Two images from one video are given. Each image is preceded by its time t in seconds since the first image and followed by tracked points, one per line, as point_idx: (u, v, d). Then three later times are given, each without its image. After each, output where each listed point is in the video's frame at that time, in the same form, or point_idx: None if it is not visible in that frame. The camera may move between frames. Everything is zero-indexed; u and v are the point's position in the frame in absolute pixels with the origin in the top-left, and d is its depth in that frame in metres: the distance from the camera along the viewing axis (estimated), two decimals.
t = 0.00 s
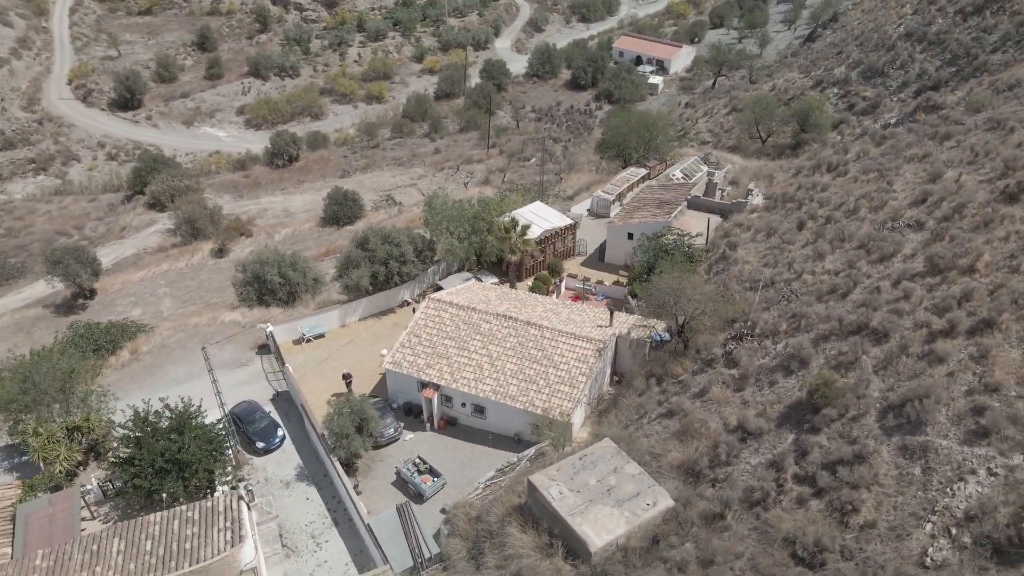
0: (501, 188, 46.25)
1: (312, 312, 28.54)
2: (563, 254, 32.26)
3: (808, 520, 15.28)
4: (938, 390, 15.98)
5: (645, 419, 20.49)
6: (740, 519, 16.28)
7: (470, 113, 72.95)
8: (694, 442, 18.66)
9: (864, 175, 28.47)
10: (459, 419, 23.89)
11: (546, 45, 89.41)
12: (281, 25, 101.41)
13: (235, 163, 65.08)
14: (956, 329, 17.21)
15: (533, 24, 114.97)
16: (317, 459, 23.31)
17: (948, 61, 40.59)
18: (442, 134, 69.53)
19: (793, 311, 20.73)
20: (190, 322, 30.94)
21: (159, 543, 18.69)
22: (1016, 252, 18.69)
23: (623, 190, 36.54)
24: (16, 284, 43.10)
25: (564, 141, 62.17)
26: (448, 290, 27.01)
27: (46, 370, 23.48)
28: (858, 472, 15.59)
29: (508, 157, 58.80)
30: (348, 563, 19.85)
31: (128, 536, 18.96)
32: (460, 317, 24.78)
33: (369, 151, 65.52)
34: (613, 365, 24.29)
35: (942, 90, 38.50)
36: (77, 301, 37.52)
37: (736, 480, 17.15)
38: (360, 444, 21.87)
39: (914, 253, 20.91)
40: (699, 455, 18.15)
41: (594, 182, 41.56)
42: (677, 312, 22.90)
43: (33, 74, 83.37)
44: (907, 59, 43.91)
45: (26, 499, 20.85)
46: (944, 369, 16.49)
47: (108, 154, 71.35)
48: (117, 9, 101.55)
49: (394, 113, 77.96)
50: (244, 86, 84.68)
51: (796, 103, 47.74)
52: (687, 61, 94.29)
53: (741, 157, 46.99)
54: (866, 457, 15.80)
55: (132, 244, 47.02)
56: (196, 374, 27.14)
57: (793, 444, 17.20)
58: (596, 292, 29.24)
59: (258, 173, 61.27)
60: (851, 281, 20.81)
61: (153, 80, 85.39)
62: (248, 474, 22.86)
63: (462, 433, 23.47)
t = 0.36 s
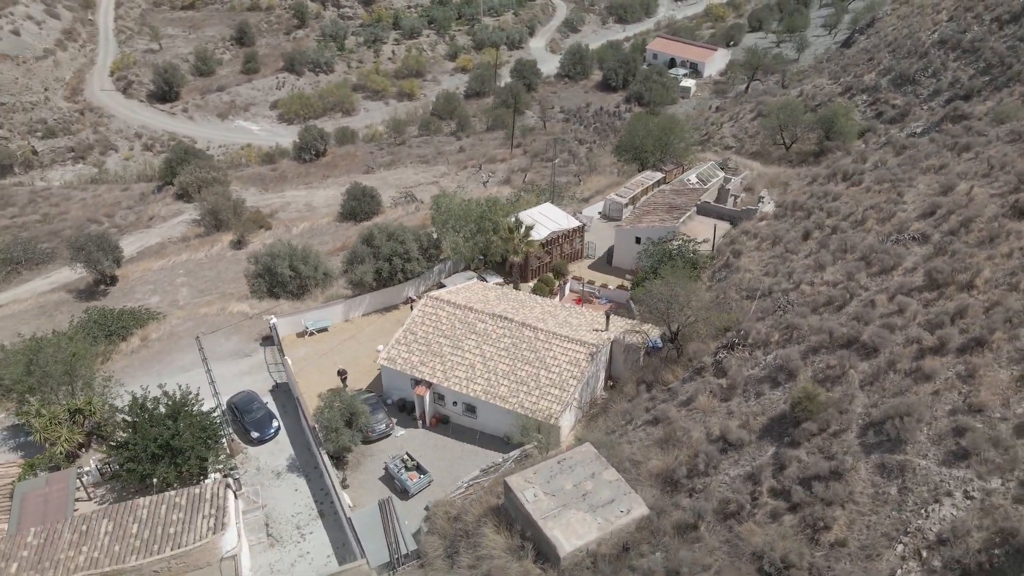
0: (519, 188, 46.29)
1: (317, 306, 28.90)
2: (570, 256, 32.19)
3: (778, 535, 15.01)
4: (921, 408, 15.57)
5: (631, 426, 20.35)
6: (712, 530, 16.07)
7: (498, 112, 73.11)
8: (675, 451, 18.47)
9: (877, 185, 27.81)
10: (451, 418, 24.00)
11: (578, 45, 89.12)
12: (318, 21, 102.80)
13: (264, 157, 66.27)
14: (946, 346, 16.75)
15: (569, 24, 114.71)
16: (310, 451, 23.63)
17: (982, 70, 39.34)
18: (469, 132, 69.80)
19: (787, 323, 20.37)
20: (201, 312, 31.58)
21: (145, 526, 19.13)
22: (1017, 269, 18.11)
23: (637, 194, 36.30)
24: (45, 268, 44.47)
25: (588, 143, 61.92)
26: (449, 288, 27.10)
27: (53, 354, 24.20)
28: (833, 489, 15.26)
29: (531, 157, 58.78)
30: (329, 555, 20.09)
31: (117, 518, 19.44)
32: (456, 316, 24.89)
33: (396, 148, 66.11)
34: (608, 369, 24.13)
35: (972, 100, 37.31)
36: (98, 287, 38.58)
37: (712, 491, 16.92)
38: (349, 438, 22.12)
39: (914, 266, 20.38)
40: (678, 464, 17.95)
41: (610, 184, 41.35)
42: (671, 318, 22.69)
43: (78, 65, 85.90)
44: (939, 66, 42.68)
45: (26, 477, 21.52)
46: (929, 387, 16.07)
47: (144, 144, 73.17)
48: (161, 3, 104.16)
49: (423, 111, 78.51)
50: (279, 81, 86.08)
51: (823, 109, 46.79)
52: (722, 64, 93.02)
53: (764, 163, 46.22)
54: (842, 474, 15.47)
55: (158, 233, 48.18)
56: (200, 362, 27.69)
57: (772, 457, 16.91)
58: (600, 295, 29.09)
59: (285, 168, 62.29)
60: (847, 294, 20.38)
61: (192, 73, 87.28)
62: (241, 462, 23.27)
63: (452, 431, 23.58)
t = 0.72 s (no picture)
0: (538, 188, 46.29)
1: (322, 299, 29.31)
2: (578, 258, 32.07)
3: (742, 549, 14.74)
4: (898, 428, 15.15)
5: (614, 431, 20.20)
6: (680, 541, 15.87)
7: (529, 112, 73.14)
8: (652, 459, 18.27)
9: (891, 196, 27.06)
10: (442, 415, 24.13)
11: (615, 46, 88.59)
12: (359, 17, 104.14)
13: (296, 150, 67.45)
14: (933, 365, 16.25)
15: (608, 24, 114.08)
16: (302, 442, 24.00)
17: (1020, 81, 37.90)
18: (499, 131, 70.00)
19: (778, 334, 19.99)
20: (213, 301, 32.30)
21: (131, 507, 19.63)
22: (1017, 288, 17.47)
23: (652, 198, 35.97)
24: (77, 252, 45.96)
25: (616, 144, 61.54)
26: (450, 286, 27.22)
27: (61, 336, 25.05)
28: (803, 506, 14.92)
29: (557, 157, 58.69)
30: (310, 545, 20.37)
31: (107, 497, 20.02)
32: (453, 314, 25.00)
33: (425, 145, 66.65)
34: (601, 374, 23.98)
35: (1007, 111, 35.99)
36: (123, 273, 39.75)
37: (685, 502, 16.69)
38: (338, 430, 22.40)
39: (914, 281, 19.80)
40: (654, 472, 17.75)
41: (628, 187, 41.04)
42: (665, 325, 22.43)
43: (125, 56, 88.51)
44: (977, 75, 41.24)
45: (28, 453, 22.34)
46: (911, 407, 15.61)
47: (183, 135, 75.06)
48: None
49: (455, 109, 78.95)
50: (317, 75, 87.48)
51: (854, 116, 45.66)
52: (762, 68, 91.42)
53: (790, 170, 45.33)
54: (813, 492, 15.14)
55: (186, 221, 49.43)
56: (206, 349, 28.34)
57: (747, 470, 16.62)
58: (604, 299, 28.87)
59: (315, 161, 63.33)
60: (842, 307, 19.90)
61: (233, 66, 89.24)
62: (235, 449, 23.76)
63: (442, 428, 23.72)
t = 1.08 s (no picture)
0: (558, 189, 46.18)
1: (327, 292, 29.69)
2: (586, 261, 31.94)
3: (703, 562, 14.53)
4: (871, 447, 14.76)
5: (596, 436, 20.06)
6: (644, 551, 15.69)
7: (561, 112, 72.96)
8: (628, 466, 18.10)
9: (905, 208, 26.28)
10: (434, 412, 24.27)
11: (652, 48, 87.83)
12: (399, 14, 105.17)
13: (328, 144, 68.48)
14: (915, 383, 15.78)
15: (649, 26, 113.14)
16: (295, 432, 24.39)
17: None
18: (528, 130, 70.03)
19: (767, 346, 19.62)
20: (225, 290, 32.95)
21: (119, 487, 20.18)
22: (1012, 307, 16.84)
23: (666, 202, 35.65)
24: (108, 238, 47.44)
25: (644, 147, 61.00)
26: (450, 284, 27.33)
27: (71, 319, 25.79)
28: (767, 522, 14.63)
29: (583, 158, 58.46)
30: (292, 534, 20.69)
31: (99, 477, 20.63)
32: (449, 312, 25.12)
33: (453, 142, 67.06)
34: (594, 378, 23.89)
35: None
36: (146, 259, 40.86)
37: (654, 511, 16.51)
38: (328, 422, 22.71)
39: (910, 297, 19.23)
40: (628, 480, 17.57)
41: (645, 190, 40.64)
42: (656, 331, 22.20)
43: (170, 48, 90.90)
44: (1015, 86, 39.76)
45: (31, 431, 23.12)
46: (887, 425, 15.18)
47: (220, 126, 76.77)
48: None
49: (488, 107, 79.19)
50: (354, 71, 88.67)
51: (884, 125, 44.43)
52: (803, 73, 89.53)
53: (815, 178, 44.35)
54: (780, 507, 14.83)
55: (214, 211, 50.57)
56: (212, 337, 28.93)
57: (719, 482, 16.35)
58: (607, 302, 28.63)
59: (345, 156, 64.22)
60: (835, 320, 19.42)
61: (273, 60, 90.91)
62: (230, 436, 24.25)
63: (432, 425, 23.88)
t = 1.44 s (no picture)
0: (576, 191, 45.95)
1: (332, 286, 30.04)
2: (593, 263, 31.81)
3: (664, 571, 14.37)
4: (843, 463, 14.43)
5: (579, 440, 19.97)
6: (611, 558, 15.57)
7: (588, 112, 72.60)
8: (605, 471, 17.97)
9: (916, 219, 25.59)
10: (426, 409, 24.41)
11: (685, 50, 86.92)
12: (434, 11, 105.73)
13: (355, 139, 69.27)
14: (895, 400, 15.39)
15: (685, 28, 111.97)
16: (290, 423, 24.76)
17: None
18: (554, 130, 69.87)
19: (755, 356, 19.30)
20: (236, 281, 33.55)
21: (111, 470, 20.72)
22: (1005, 325, 16.30)
23: (679, 207, 35.30)
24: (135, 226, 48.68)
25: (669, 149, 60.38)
26: (451, 282, 27.45)
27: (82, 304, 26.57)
28: (733, 534, 14.40)
29: (607, 159, 58.15)
30: (276, 523, 21.02)
31: (94, 459, 21.23)
32: (445, 310, 25.24)
33: (479, 141, 67.28)
34: (586, 381, 23.76)
35: None
36: (167, 248, 41.82)
37: (625, 518, 16.37)
38: (319, 415, 22.99)
39: (904, 311, 18.74)
40: (603, 485, 17.45)
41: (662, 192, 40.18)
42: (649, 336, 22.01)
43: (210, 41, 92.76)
44: None
45: (36, 410, 23.89)
46: (862, 442, 14.83)
47: (253, 119, 78.13)
48: None
49: (516, 106, 79.19)
50: (386, 68, 89.48)
51: (913, 133, 43.26)
52: (840, 78, 87.64)
53: (838, 186, 43.39)
54: (746, 521, 14.58)
55: (238, 203, 51.50)
56: (219, 327, 29.52)
57: (691, 492, 16.15)
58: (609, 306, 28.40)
59: (371, 152, 64.89)
60: (826, 331, 19.01)
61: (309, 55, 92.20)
62: (227, 424, 24.72)
63: (424, 421, 24.03)
